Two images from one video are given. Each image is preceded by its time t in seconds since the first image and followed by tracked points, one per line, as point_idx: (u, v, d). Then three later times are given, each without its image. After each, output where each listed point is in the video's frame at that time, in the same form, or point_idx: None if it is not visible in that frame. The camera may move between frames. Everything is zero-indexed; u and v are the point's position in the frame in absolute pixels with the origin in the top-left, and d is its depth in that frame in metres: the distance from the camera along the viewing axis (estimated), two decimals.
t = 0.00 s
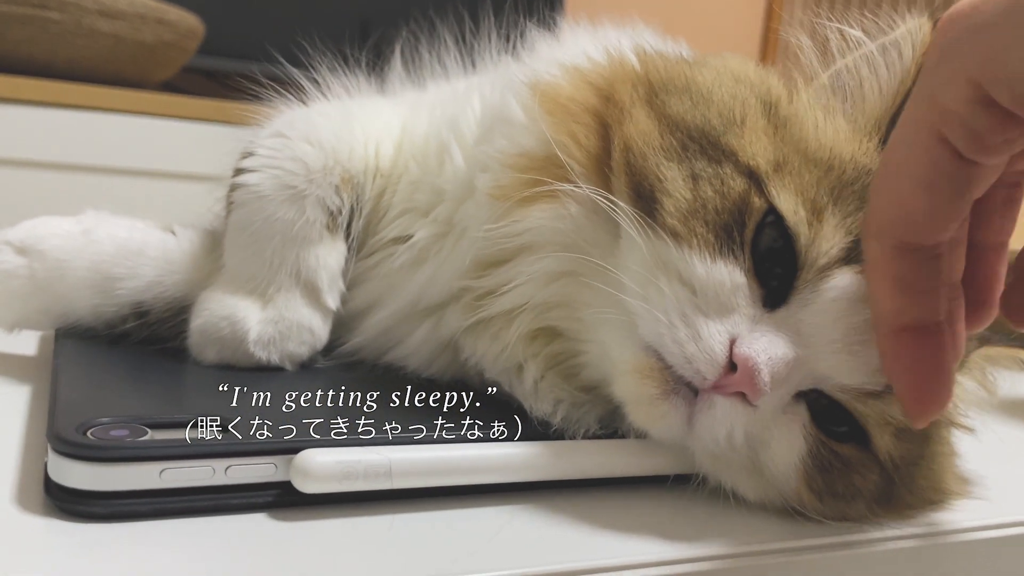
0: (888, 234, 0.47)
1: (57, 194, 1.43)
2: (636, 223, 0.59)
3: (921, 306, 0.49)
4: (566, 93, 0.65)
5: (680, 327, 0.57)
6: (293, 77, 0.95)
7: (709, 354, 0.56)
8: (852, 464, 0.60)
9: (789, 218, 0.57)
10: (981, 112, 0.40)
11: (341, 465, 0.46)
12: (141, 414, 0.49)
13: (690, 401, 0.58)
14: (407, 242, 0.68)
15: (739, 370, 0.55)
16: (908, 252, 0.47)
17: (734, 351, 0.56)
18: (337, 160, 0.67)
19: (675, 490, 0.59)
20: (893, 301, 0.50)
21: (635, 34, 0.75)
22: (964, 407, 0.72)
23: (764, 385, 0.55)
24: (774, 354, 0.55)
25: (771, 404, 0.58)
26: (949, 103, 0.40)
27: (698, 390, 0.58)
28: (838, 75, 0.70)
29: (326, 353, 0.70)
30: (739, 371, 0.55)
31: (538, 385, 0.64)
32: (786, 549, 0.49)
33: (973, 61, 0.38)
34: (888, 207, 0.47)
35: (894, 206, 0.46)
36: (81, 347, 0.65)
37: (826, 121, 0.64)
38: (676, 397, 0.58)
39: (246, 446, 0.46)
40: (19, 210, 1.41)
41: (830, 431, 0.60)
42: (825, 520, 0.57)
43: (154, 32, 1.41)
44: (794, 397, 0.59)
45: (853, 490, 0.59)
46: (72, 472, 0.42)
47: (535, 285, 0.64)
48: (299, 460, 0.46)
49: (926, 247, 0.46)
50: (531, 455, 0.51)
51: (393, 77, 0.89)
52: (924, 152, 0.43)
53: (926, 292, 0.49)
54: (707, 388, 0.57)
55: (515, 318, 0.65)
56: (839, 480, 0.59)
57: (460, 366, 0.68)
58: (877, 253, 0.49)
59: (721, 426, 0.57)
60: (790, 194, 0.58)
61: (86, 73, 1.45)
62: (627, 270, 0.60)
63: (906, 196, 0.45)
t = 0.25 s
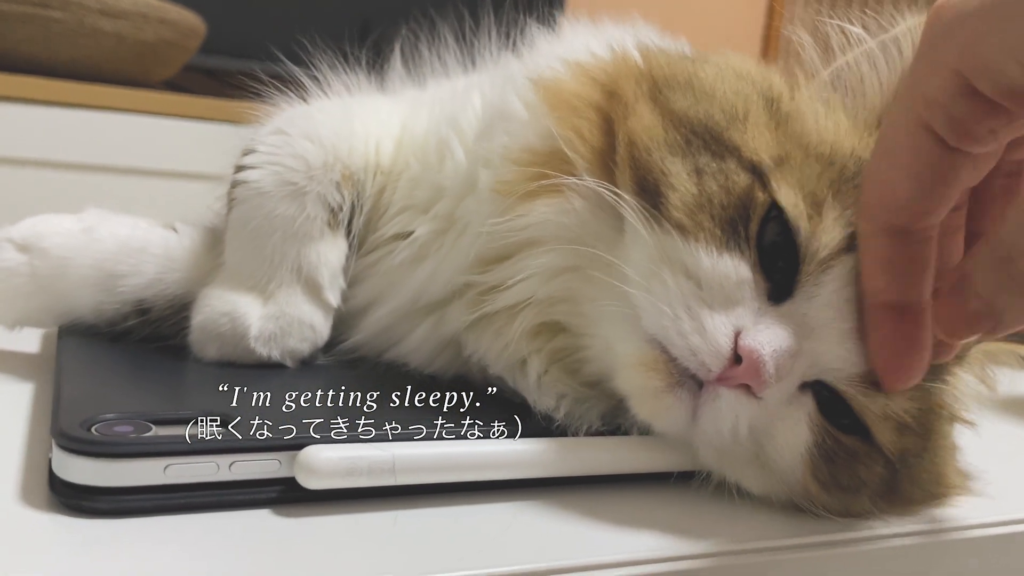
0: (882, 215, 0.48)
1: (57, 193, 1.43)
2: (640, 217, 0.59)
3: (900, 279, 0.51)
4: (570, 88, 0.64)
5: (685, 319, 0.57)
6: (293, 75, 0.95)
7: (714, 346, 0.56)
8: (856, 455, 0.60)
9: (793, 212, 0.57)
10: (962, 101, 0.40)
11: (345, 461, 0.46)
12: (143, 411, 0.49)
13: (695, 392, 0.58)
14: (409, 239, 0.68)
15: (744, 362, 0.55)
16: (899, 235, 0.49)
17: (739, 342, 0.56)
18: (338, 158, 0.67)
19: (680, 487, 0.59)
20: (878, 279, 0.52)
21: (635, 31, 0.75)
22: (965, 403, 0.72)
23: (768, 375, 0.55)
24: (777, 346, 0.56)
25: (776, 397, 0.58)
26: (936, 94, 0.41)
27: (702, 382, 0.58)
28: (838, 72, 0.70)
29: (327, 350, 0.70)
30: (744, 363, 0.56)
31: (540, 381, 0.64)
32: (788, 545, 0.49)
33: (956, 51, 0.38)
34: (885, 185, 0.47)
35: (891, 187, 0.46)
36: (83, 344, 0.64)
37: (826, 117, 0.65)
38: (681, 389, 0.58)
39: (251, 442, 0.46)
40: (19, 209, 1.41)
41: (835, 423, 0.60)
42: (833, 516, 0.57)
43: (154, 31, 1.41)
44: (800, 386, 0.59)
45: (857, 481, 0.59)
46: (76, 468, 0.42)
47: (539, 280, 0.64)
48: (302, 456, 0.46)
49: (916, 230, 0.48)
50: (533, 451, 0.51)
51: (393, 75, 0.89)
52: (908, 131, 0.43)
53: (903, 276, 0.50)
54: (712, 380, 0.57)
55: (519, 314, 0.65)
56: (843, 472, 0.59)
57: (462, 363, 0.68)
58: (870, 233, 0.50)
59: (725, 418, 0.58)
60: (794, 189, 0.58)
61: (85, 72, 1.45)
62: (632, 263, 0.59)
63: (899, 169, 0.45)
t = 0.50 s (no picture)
0: (930, 255, 0.48)
1: (61, 189, 1.43)
2: (653, 208, 0.58)
3: (896, 320, 0.51)
4: (580, 79, 0.64)
5: (697, 312, 0.57)
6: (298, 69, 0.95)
7: (727, 339, 0.56)
8: (867, 452, 0.60)
9: (805, 204, 0.57)
10: (966, 94, 0.52)
11: (351, 453, 0.46)
12: (149, 404, 0.49)
13: (706, 385, 0.58)
14: (414, 233, 0.68)
15: (758, 356, 0.55)
16: (926, 285, 0.48)
17: (753, 336, 0.55)
18: (344, 152, 0.67)
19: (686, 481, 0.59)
20: (867, 321, 0.52)
21: (642, 24, 0.75)
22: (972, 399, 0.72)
23: (782, 369, 0.55)
24: (790, 338, 0.56)
25: (787, 391, 0.57)
26: (928, 99, 0.55)
27: (714, 375, 0.58)
28: (847, 66, 0.69)
29: (331, 345, 0.70)
30: (757, 356, 0.55)
31: (547, 375, 0.64)
32: (796, 540, 0.49)
33: (937, 71, 0.53)
34: (945, 236, 0.48)
35: (965, 231, 0.46)
36: (87, 338, 0.64)
37: (839, 110, 0.64)
38: (691, 382, 0.58)
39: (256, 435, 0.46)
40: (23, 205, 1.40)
41: (846, 420, 0.60)
42: (841, 511, 0.57)
43: (155, 28, 1.41)
44: (811, 382, 0.59)
45: (867, 478, 0.59)
46: (82, 460, 0.42)
47: (548, 272, 0.64)
48: (308, 449, 0.45)
49: (952, 284, 0.47)
50: (539, 445, 0.51)
51: (399, 69, 0.88)
52: (921, 138, 0.59)
53: (896, 324, 0.51)
54: (724, 373, 0.57)
55: (527, 307, 0.65)
56: (853, 467, 0.59)
57: (468, 357, 0.68)
58: (902, 266, 0.50)
59: (737, 412, 0.57)
60: (807, 181, 0.58)
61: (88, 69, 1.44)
62: (643, 254, 0.59)
63: (966, 229, 0.46)
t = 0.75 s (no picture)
0: (976, 259, 0.53)
1: (69, 187, 1.43)
2: (660, 204, 0.58)
3: (956, 314, 0.54)
4: (586, 76, 0.64)
5: (705, 307, 0.57)
6: (305, 66, 0.95)
7: (735, 334, 0.56)
8: (875, 445, 0.60)
9: (813, 200, 0.57)
10: (979, 107, 0.54)
11: (362, 448, 0.46)
12: (159, 399, 0.49)
13: (714, 380, 0.58)
14: (422, 229, 0.68)
15: (765, 350, 0.55)
16: (975, 285, 0.53)
17: (759, 329, 0.55)
18: (352, 148, 0.67)
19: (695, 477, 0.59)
20: (936, 315, 0.55)
21: (648, 20, 0.75)
22: (980, 395, 0.72)
23: (789, 363, 0.55)
24: (798, 333, 0.55)
25: (795, 385, 0.58)
26: (941, 113, 0.57)
27: (721, 370, 0.58)
28: (854, 62, 0.69)
29: (339, 341, 0.70)
30: (764, 350, 0.55)
31: (555, 370, 0.64)
32: (805, 535, 0.49)
33: (954, 87, 0.55)
34: (990, 243, 0.52)
35: (990, 244, 0.52)
36: (97, 334, 0.65)
37: (845, 105, 0.64)
38: (699, 377, 0.58)
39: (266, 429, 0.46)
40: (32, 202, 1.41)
41: (853, 414, 0.61)
42: (850, 505, 0.57)
43: (158, 27, 1.41)
44: (817, 377, 0.59)
45: (875, 472, 0.59)
46: (94, 454, 0.42)
47: (556, 268, 0.64)
48: (321, 442, 0.46)
49: (996, 287, 0.52)
50: (549, 440, 0.51)
51: (405, 66, 0.89)
52: (926, 148, 0.59)
53: (955, 318, 0.54)
54: (732, 368, 0.57)
55: (534, 303, 0.65)
56: (861, 462, 0.59)
57: (476, 353, 0.68)
58: (962, 271, 0.54)
59: (745, 407, 0.57)
60: (815, 177, 0.58)
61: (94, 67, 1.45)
62: (651, 250, 0.59)
63: (1003, 247, 0.51)
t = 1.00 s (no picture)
0: (951, 261, 0.48)
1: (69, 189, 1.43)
2: (659, 207, 0.58)
3: (915, 324, 0.50)
4: (586, 80, 0.64)
5: (704, 310, 0.57)
6: (305, 69, 0.95)
7: (734, 338, 0.56)
8: (873, 448, 0.60)
9: (812, 204, 0.58)
10: (983, 100, 0.51)
11: (362, 452, 0.46)
12: (159, 402, 0.49)
13: (713, 383, 0.58)
14: (422, 232, 0.68)
15: (764, 353, 0.55)
16: (948, 292, 0.48)
17: (759, 333, 0.56)
18: (352, 151, 0.67)
19: (695, 481, 0.59)
20: (891, 325, 0.52)
21: (648, 24, 0.75)
22: (980, 398, 0.72)
23: (788, 367, 0.56)
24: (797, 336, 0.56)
25: (794, 389, 0.58)
26: (941, 107, 0.54)
27: (720, 373, 0.58)
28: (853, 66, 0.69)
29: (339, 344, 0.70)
30: (763, 354, 0.56)
31: (555, 373, 0.64)
32: (806, 538, 0.49)
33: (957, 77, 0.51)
34: (968, 243, 0.47)
35: (988, 236, 0.46)
36: (97, 337, 0.65)
37: (843, 107, 0.65)
38: (698, 380, 0.58)
39: (266, 433, 0.46)
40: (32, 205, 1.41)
41: (852, 417, 0.60)
42: (850, 510, 0.58)
43: (158, 28, 1.42)
44: (816, 381, 0.59)
45: (874, 475, 0.59)
46: (94, 458, 0.42)
47: (556, 271, 0.64)
48: (320, 446, 0.46)
49: (976, 292, 0.47)
50: (550, 444, 0.51)
51: (405, 69, 0.89)
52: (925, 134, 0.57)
53: (917, 329, 0.50)
54: (731, 372, 0.57)
55: (533, 306, 0.65)
56: (860, 465, 0.60)
57: (476, 356, 0.68)
58: (923, 273, 0.50)
59: (745, 411, 0.57)
60: (813, 181, 0.58)
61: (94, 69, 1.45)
62: (651, 253, 0.59)
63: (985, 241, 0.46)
